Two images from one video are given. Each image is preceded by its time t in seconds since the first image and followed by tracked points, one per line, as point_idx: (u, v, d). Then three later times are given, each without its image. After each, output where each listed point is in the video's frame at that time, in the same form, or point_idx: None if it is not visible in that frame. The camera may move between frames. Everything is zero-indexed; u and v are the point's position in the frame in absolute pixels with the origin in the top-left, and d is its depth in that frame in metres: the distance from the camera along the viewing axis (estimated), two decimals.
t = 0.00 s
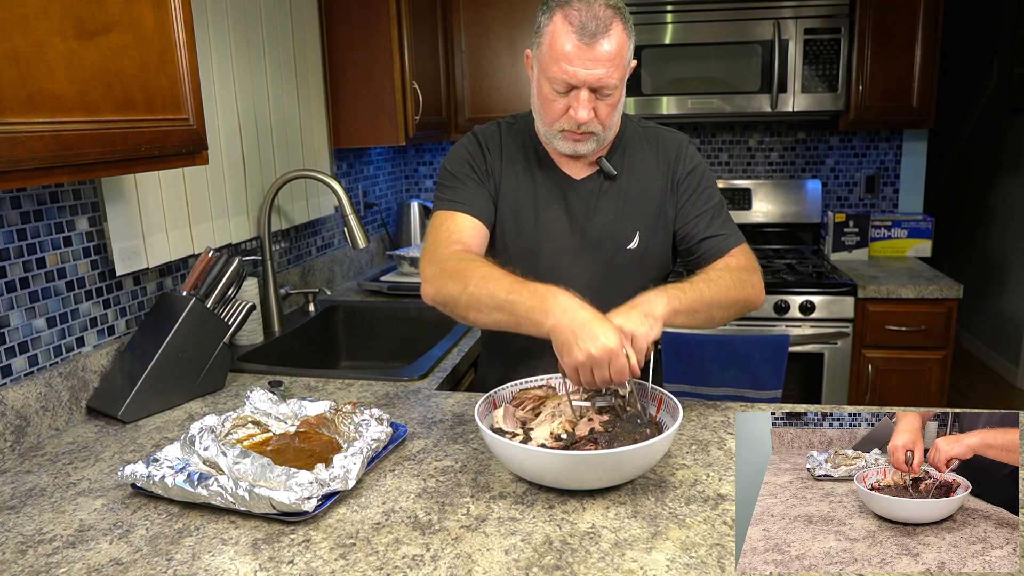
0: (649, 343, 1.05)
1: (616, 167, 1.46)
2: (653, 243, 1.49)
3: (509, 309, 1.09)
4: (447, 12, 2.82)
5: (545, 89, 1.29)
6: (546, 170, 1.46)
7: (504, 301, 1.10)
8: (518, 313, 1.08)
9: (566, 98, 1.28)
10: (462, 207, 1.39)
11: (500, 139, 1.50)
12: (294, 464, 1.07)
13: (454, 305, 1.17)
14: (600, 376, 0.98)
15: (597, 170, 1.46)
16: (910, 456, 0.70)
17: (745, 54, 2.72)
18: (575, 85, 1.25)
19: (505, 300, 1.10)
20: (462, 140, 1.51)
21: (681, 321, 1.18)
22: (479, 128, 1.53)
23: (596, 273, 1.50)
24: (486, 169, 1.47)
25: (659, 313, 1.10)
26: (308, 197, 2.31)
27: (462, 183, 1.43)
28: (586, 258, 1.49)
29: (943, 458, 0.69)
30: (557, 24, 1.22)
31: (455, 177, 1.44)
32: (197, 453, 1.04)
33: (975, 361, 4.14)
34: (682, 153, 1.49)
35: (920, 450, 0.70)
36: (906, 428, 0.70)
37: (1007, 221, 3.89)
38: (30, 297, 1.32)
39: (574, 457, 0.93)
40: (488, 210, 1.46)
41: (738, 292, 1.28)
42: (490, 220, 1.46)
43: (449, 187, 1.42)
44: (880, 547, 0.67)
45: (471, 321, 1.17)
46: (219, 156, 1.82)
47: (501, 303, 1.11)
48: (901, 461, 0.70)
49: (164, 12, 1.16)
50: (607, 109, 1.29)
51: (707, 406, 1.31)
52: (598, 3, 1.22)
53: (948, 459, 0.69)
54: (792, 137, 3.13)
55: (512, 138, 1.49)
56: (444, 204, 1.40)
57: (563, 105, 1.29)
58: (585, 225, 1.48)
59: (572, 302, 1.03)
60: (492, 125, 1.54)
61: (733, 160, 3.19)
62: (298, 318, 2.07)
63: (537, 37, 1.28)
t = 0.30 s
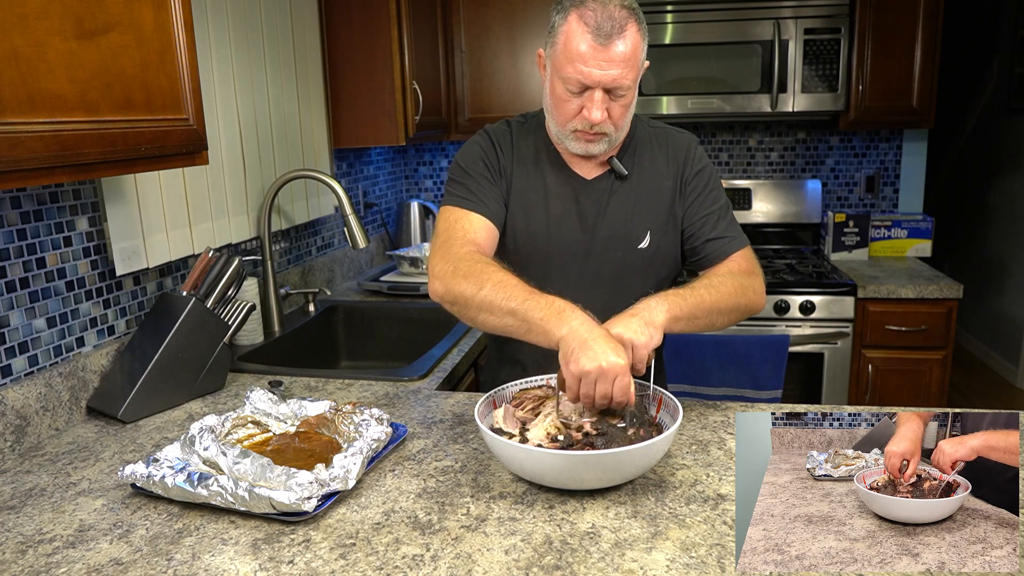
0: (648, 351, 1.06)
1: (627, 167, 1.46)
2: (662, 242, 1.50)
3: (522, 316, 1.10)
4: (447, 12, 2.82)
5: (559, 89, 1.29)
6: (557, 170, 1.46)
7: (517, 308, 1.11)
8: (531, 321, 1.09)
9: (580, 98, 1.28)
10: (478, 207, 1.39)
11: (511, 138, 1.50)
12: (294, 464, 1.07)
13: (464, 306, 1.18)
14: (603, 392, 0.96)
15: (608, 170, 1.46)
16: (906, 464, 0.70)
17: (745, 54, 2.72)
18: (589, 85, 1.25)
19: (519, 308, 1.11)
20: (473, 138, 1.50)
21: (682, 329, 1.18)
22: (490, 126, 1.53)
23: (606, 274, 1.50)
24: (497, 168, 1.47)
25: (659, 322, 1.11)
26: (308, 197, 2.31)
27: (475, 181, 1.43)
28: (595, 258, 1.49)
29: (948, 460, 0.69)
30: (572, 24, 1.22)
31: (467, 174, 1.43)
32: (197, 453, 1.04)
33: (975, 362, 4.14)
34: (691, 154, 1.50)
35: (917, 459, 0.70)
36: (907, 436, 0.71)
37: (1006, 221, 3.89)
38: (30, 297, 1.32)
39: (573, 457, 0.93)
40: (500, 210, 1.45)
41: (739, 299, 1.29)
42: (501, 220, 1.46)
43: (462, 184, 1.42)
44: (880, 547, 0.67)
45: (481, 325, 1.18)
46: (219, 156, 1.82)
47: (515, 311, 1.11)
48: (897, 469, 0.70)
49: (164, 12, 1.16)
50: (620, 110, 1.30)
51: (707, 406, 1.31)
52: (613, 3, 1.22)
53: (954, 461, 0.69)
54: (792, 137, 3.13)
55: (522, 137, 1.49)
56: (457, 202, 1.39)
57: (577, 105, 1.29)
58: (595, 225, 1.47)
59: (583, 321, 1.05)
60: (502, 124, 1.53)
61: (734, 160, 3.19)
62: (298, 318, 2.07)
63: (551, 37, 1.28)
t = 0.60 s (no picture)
0: (653, 342, 1.05)
1: (632, 169, 1.46)
2: (666, 245, 1.49)
3: (497, 302, 1.10)
4: (447, 11, 2.82)
5: (565, 88, 1.29)
6: (561, 171, 1.46)
7: (491, 294, 1.11)
8: (505, 306, 1.09)
9: (586, 97, 1.28)
10: (466, 203, 1.39)
11: (514, 138, 1.50)
12: (294, 464, 1.07)
13: (444, 300, 1.18)
14: (579, 367, 0.99)
15: (613, 171, 1.46)
16: (902, 433, 0.71)
17: (745, 54, 2.72)
18: (595, 84, 1.25)
19: (491, 293, 1.11)
20: (475, 138, 1.51)
21: (684, 325, 1.18)
22: (493, 126, 1.53)
23: (609, 276, 1.50)
24: (497, 167, 1.48)
25: (662, 315, 1.10)
26: (308, 197, 2.31)
27: (474, 181, 1.43)
28: (598, 260, 1.49)
29: (958, 449, 0.69)
30: (579, 23, 1.23)
31: (464, 174, 1.44)
32: (197, 453, 1.04)
33: (975, 362, 4.14)
34: (696, 157, 1.50)
35: (913, 427, 0.71)
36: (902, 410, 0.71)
37: (1006, 221, 3.89)
38: (30, 297, 1.32)
39: (573, 455, 0.93)
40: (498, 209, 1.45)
41: (745, 299, 1.29)
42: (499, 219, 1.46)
43: (456, 183, 1.43)
44: (880, 547, 0.67)
45: (461, 316, 1.17)
46: (219, 156, 1.82)
47: (489, 297, 1.11)
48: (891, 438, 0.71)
49: (164, 12, 1.16)
50: (626, 109, 1.30)
51: (706, 406, 1.31)
52: (620, 3, 1.22)
53: (964, 450, 0.69)
54: (792, 136, 3.13)
55: (525, 136, 1.49)
56: (448, 200, 1.40)
57: (583, 104, 1.29)
58: (598, 226, 1.47)
59: (555, 298, 1.05)
60: (505, 124, 1.54)
61: (733, 160, 3.19)
62: (298, 318, 2.07)
63: (558, 36, 1.28)
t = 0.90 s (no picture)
0: (657, 347, 1.07)
1: (634, 169, 1.46)
2: (668, 246, 1.49)
3: (522, 308, 1.11)
4: (447, 11, 2.82)
5: (567, 88, 1.29)
6: (563, 171, 1.46)
7: (517, 300, 1.12)
8: (530, 313, 1.10)
9: (588, 98, 1.28)
10: (474, 204, 1.38)
11: (517, 138, 1.50)
12: (294, 464, 1.07)
13: (464, 303, 1.19)
14: (611, 377, 1.00)
15: (615, 171, 1.46)
16: (921, 458, 0.70)
17: (745, 54, 2.72)
18: (597, 84, 1.25)
19: (517, 298, 1.12)
20: (478, 137, 1.51)
21: (690, 329, 1.18)
22: (495, 125, 1.53)
23: (610, 275, 1.50)
24: (502, 167, 1.47)
25: (667, 319, 1.11)
26: (308, 197, 2.31)
27: (479, 181, 1.43)
28: (600, 261, 1.49)
29: (948, 460, 0.69)
30: (581, 22, 1.22)
31: (471, 174, 1.44)
32: (197, 453, 1.04)
33: (975, 362, 4.14)
34: (699, 157, 1.50)
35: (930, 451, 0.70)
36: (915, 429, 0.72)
37: (1006, 221, 3.89)
38: (30, 297, 1.32)
39: (573, 454, 0.93)
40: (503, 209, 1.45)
41: (749, 299, 1.29)
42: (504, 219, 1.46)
43: (464, 184, 1.42)
44: (880, 547, 0.67)
45: (481, 319, 1.18)
46: (219, 156, 1.82)
47: (513, 302, 1.12)
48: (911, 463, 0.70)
49: (164, 12, 1.16)
50: (628, 110, 1.30)
51: (706, 406, 1.31)
52: (622, 2, 1.22)
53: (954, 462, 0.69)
54: (792, 137, 3.13)
55: (527, 136, 1.49)
56: (458, 202, 1.39)
57: (584, 104, 1.29)
58: (600, 226, 1.47)
59: (586, 303, 1.06)
60: (508, 122, 1.54)
61: (734, 160, 3.19)
62: (298, 318, 2.07)
63: (559, 36, 1.28)
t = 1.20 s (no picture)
0: (654, 353, 1.06)
1: (636, 168, 1.46)
2: (669, 246, 1.49)
3: (527, 313, 1.11)
4: (447, 11, 2.82)
5: (569, 89, 1.29)
6: (565, 170, 1.46)
7: (522, 305, 1.12)
8: (536, 317, 1.10)
9: (590, 99, 1.28)
10: (480, 202, 1.39)
11: (521, 137, 1.50)
12: (294, 464, 1.07)
13: (469, 302, 1.18)
14: (608, 389, 0.98)
15: (617, 171, 1.46)
16: (910, 465, 0.70)
17: (745, 54, 2.72)
18: (599, 85, 1.25)
19: (523, 304, 1.11)
20: (484, 136, 1.51)
21: (687, 332, 1.18)
22: (500, 124, 1.53)
23: (613, 274, 1.50)
24: (506, 165, 1.47)
25: (665, 325, 1.11)
26: (308, 197, 2.31)
27: (485, 178, 1.43)
28: (602, 260, 1.49)
29: (952, 462, 0.69)
30: (583, 23, 1.22)
31: (476, 172, 1.44)
32: (197, 453, 1.04)
33: (975, 362, 4.14)
34: (701, 157, 1.50)
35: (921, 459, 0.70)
36: (911, 436, 0.71)
37: (1006, 221, 3.88)
38: (30, 297, 1.32)
39: (573, 455, 0.93)
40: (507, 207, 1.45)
41: (746, 302, 1.29)
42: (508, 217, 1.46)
43: (472, 181, 1.42)
44: (880, 547, 0.67)
45: (485, 321, 1.18)
46: (219, 156, 1.82)
47: (519, 307, 1.12)
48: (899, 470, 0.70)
49: (164, 12, 1.16)
50: (630, 110, 1.30)
51: (707, 406, 1.31)
52: (625, 4, 1.22)
53: (958, 464, 0.69)
54: (792, 137, 3.14)
55: (531, 135, 1.49)
56: (464, 197, 1.40)
57: (586, 105, 1.29)
58: (603, 225, 1.47)
59: (589, 317, 1.06)
60: (512, 121, 1.54)
61: (734, 160, 3.19)
62: (298, 318, 2.07)
63: (562, 36, 1.28)
